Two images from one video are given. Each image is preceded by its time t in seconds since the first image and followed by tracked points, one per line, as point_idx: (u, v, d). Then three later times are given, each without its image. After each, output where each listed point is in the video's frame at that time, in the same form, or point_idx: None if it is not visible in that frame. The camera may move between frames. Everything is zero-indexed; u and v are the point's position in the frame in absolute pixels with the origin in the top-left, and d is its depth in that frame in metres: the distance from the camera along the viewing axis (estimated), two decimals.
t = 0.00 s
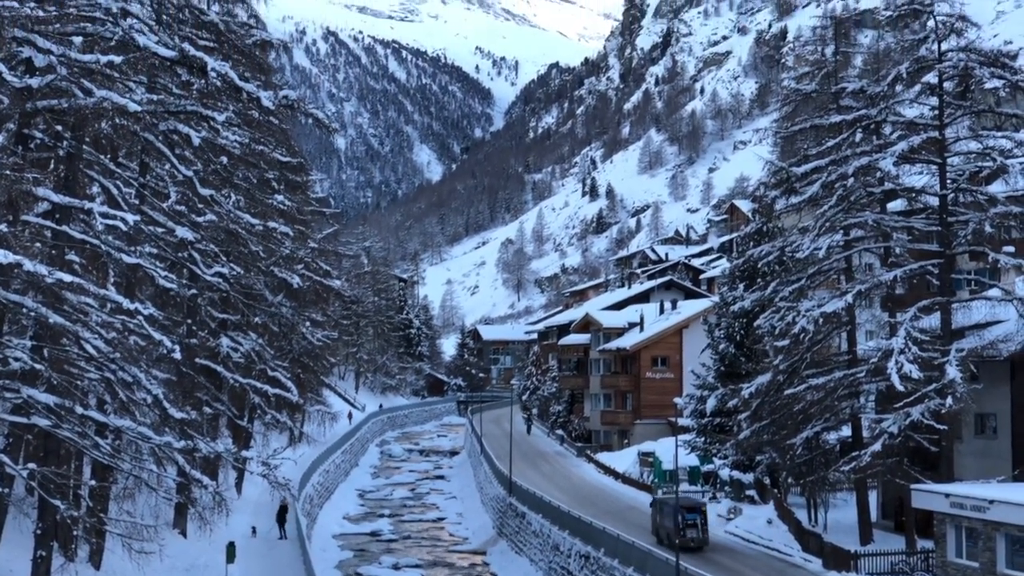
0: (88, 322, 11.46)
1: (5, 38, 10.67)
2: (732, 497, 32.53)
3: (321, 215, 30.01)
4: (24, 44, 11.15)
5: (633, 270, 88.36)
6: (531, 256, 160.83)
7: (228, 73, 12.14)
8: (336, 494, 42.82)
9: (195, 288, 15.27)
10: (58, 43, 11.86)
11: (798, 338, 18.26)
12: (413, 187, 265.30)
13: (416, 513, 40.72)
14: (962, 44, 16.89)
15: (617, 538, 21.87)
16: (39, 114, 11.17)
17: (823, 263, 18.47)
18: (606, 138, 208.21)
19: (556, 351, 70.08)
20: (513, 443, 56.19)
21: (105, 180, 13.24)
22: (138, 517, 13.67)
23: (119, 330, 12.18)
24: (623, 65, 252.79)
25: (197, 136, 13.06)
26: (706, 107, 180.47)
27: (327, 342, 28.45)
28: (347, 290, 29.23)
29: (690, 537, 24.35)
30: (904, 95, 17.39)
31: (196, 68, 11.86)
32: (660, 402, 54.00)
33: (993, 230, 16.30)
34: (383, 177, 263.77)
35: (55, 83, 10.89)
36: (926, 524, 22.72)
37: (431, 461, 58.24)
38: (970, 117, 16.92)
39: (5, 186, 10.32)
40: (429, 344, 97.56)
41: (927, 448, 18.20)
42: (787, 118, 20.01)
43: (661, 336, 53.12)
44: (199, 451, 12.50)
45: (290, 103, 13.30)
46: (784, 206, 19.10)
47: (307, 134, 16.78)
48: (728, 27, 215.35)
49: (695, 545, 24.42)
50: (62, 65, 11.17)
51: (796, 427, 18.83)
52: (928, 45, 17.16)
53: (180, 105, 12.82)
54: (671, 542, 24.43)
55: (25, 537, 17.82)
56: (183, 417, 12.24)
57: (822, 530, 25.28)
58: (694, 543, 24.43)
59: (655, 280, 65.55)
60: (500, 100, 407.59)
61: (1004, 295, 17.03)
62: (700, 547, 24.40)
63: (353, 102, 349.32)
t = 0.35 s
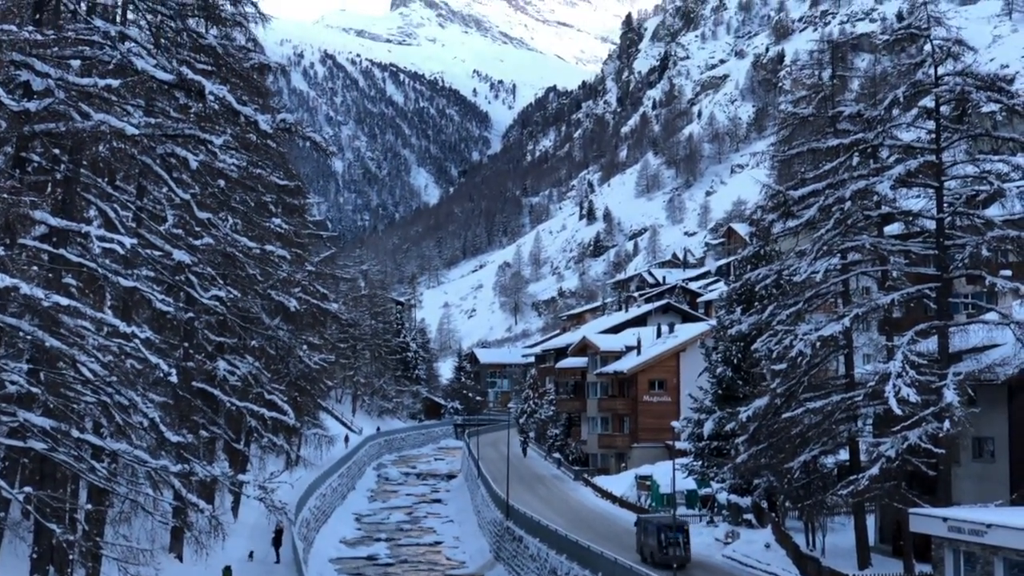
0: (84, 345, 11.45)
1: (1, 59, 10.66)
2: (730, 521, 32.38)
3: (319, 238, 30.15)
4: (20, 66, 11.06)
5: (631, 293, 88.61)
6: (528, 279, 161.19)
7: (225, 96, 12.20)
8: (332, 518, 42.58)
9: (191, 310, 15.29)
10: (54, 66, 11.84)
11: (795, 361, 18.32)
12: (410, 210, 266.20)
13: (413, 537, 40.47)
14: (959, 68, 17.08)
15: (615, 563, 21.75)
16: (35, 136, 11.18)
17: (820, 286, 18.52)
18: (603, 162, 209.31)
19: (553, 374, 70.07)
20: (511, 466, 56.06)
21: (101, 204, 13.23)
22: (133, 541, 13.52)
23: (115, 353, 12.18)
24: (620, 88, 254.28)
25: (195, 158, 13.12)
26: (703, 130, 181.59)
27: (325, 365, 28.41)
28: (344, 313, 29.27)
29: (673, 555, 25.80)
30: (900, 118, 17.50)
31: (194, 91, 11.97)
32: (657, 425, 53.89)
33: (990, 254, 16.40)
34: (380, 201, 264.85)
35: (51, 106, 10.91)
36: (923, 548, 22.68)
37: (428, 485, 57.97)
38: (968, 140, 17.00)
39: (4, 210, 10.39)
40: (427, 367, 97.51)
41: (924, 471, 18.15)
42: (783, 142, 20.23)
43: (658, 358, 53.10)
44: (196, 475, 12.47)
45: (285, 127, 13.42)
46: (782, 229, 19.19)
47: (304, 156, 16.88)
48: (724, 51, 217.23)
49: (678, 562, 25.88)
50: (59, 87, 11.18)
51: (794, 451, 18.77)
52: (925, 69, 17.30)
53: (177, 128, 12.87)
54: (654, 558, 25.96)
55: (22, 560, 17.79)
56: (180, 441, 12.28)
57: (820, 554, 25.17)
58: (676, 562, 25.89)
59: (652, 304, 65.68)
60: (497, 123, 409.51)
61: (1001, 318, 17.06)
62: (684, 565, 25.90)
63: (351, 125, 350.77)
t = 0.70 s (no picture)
0: (78, 365, 11.42)
1: None
2: (725, 542, 32.37)
3: (314, 258, 30.19)
4: (17, 87, 11.07)
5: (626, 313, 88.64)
6: (523, 299, 161.45)
7: (221, 115, 12.26)
8: (327, 538, 42.32)
9: (186, 330, 15.27)
10: (51, 86, 11.85)
11: (792, 382, 18.33)
12: (406, 230, 266.49)
13: (408, 557, 40.21)
14: (954, 90, 17.28)
15: None
16: (31, 156, 11.17)
17: (815, 306, 18.58)
18: (598, 182, 210.03)
19: (548, 394, 69.91)
20: (506, 486, 55.83)
21: (97, 223, 13.19)
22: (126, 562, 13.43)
23: (109, 373, 12.16)
24: (615, 108, 255.33)
25: (192, 177, 13.15)
26: (698, 150, 182.72)
27: (319, 385, 28.36)
28: (339, 332, 29.24)
29: (654, 570, 27.05)
30: (895, 139, 17.67)
31: (189, 111, 12.04)
32: (652, 445, 53.84)
33: (984, 273, 16.53)
34: (375, 221, 265.16)
35: (47, 125, 10.91)
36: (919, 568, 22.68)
37: (423, 505, 57.71)
38: (961, 162, 17.19)
39: None
40: (422, 388, 97.30)
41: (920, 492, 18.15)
42: (778, 162, 20.36)
43: (653, 379, 53.08)
44: (190, 495, 12.41)
45: (282, 146, 13.50)
46: (776, 250, 19.27)
47: (301, 176, 16.94)
48: (719, 71, 219.04)
49: None
50: (55, 108, 11.20)
51: (789, 472, 18.76)
52: (920, 89, 17.49)
53: (172, 148, 12.90)
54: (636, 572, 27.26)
55: None
56: (175, 461, 12.21)
57: None
58: None
59: (647, 324, 65.83)
60: (493, 143, 410.79)
61: (996, 339, 17.14)
62: None
63: (346, 145, 351.67)
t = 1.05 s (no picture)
0: (71, 383, 11.41)
1: None
2: (718, 561, 32.36)
3: (307, 276, 30.19)
4: (11, 105, 11.06)
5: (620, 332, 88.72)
6: (517, 318, 161.47)
7: (215, 134, 12.35)
8: (320, 557, 42.11)
9: (179, 348, 15.29)
10: (44, 105, 11.88)
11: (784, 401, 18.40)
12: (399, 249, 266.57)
13: None
14: (946, 110, 17.49)
15: None
16: (25, 175, 11.18)
17: (809, 325, 18.58)
18: (591, 201, 210.80)
19: (541, 413, 69.88)
20: (499, 506, 55.66)
21: (90, 241, 13.18)
22: None
23: (102, 392, 12.15)
24: (608, 128, 256.45)
25: (186, 196, 13.21)
26: (691, 169, 183.47)
27: (313, 403, 28.33)
28: (332, 350, 29.27)
29: None
30: (887, 158, 17.86)
31: (182, 131, 12.10)
32: (645, 464, 53.78)
33: (977, 293, 16.71)
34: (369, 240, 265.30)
35: (40, 143, 10.95)
36: None
37: (416, 523, 57.45)
38: (953, 181, 17.35)
39: None
40: (415, 406, 97.06)
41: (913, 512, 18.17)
42: (770, 182, 20.56)
43: (646, 398, 53.02)
44: (182, 513, 12.36)
45: (275, 164, 13.55)
46: (769, 269, 19.34)
47: (295, 195, 17.00)
48: (712, 90, 220.27)
49: None
50: (49, 126, 11.23)
51: (782, 490, 18.75)
52: (912, 109, 17.75)
53: (167, 166, 12.99)
54: None
55: None
56: (166, 480, 12.17)
57: None
58: None
59: (640, 343, 65.81)
60: (487, 162, 411.87)
61: (988, 357, 17.25)
62: None
63: (340, 163, 352.24)
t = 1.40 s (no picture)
0: (62, 406, 11.37)
1: None
2: None
3: (299, 297, 30.14)
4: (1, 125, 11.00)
5: (612, 354, 88.77)
6: (509, 340, 161.41)
7: (208, 157, 12.44)
8: None
9: (170, 370, 15.24)
10: (36, 126, 11.87)
11: (776, 424, 18.42)
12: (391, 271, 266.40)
13: None
14: (937, 132, 17.73)
15: None
16: (16, 195, 11.21)
17: (800, 347, 18.64)
18: (583, 223, 211.49)
19: (533, 435, 69.73)
20: (490, 528, 55.42)
21: (81, 263, 13.14)
22: None
23: (93, 413, 12.15)
24: (601, 150, 257.61)
25: (178, 218, 13.27)
26: (683, 192, 184.32)
27: (304, 425, 28.26)
28: (324, 372, 29.23)
29: None
30: (879, 181, 18.05)
31: (174, 151, 12.17)
32: (637, 486, 53.69)
33: (968, 315, 16.85)
34: (361, 262, 265.13)
35: (31, 164, 10.98)
36: None
37: (408, 545, 57.11)
38: (944, 205, 17.53)
39: None
40: (407, 428, 96.62)
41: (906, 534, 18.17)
42: (762, 204, 20.77)
43: (638, 420, 52.87)
44: (173, 535, 12.30)
45: (267, 186, 13.67)
46: (761, 290, 19.41)
47: (287, 216, 17.05)
48: (704, 113, 221.54)
49: None
50: (41, 147, 11.25)
51: (774, 513, 18.68)
52: (903, 132, 17.96)
53: (159, 189, 13.05)
54: None
55: None
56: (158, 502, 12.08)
57: None
58: None
59: (631, 364, 65.82)
60: (479, 183, 412.88)
61: (980, 380, 17.32)
62: None
63: (332, 185, 352.75)
